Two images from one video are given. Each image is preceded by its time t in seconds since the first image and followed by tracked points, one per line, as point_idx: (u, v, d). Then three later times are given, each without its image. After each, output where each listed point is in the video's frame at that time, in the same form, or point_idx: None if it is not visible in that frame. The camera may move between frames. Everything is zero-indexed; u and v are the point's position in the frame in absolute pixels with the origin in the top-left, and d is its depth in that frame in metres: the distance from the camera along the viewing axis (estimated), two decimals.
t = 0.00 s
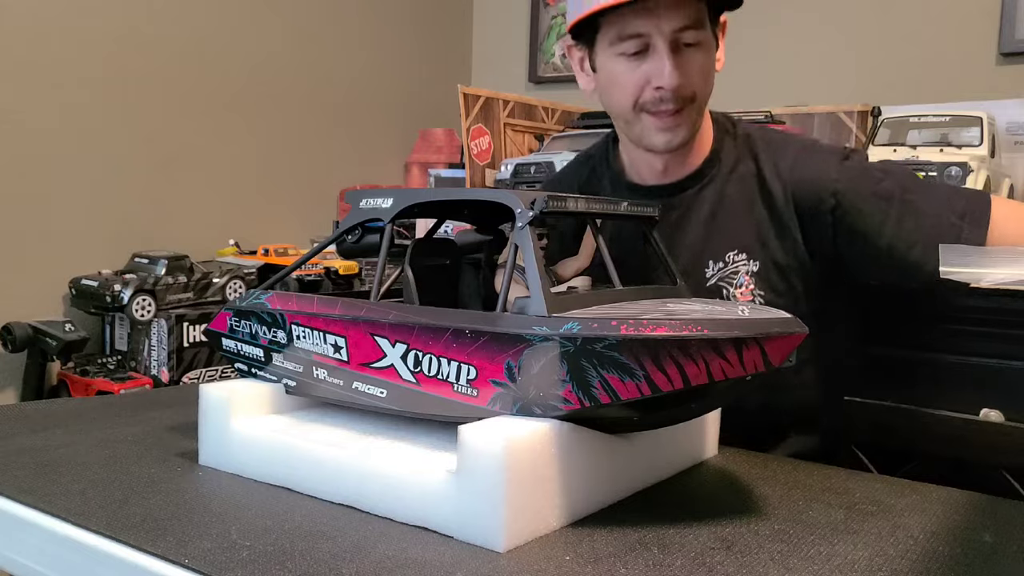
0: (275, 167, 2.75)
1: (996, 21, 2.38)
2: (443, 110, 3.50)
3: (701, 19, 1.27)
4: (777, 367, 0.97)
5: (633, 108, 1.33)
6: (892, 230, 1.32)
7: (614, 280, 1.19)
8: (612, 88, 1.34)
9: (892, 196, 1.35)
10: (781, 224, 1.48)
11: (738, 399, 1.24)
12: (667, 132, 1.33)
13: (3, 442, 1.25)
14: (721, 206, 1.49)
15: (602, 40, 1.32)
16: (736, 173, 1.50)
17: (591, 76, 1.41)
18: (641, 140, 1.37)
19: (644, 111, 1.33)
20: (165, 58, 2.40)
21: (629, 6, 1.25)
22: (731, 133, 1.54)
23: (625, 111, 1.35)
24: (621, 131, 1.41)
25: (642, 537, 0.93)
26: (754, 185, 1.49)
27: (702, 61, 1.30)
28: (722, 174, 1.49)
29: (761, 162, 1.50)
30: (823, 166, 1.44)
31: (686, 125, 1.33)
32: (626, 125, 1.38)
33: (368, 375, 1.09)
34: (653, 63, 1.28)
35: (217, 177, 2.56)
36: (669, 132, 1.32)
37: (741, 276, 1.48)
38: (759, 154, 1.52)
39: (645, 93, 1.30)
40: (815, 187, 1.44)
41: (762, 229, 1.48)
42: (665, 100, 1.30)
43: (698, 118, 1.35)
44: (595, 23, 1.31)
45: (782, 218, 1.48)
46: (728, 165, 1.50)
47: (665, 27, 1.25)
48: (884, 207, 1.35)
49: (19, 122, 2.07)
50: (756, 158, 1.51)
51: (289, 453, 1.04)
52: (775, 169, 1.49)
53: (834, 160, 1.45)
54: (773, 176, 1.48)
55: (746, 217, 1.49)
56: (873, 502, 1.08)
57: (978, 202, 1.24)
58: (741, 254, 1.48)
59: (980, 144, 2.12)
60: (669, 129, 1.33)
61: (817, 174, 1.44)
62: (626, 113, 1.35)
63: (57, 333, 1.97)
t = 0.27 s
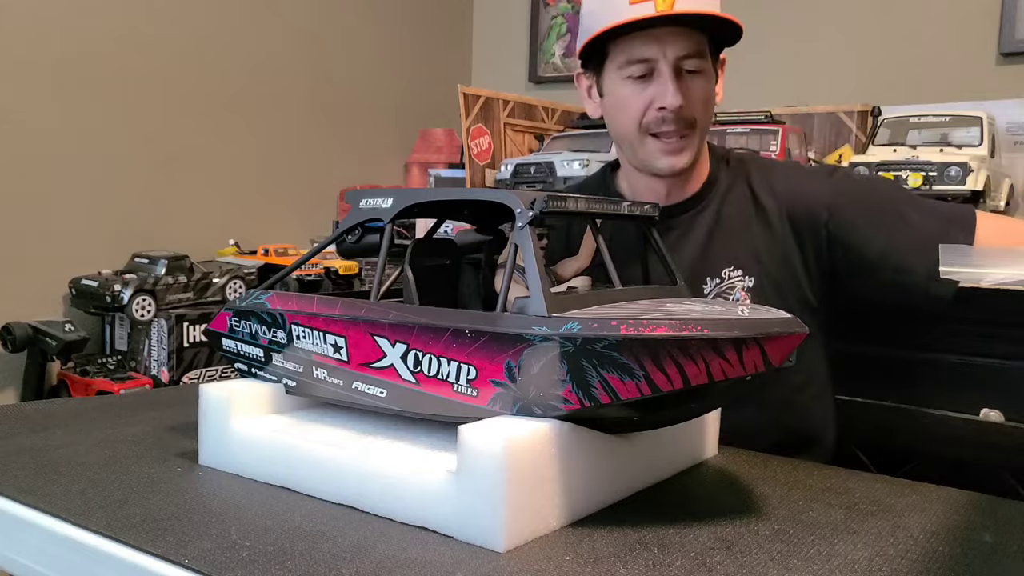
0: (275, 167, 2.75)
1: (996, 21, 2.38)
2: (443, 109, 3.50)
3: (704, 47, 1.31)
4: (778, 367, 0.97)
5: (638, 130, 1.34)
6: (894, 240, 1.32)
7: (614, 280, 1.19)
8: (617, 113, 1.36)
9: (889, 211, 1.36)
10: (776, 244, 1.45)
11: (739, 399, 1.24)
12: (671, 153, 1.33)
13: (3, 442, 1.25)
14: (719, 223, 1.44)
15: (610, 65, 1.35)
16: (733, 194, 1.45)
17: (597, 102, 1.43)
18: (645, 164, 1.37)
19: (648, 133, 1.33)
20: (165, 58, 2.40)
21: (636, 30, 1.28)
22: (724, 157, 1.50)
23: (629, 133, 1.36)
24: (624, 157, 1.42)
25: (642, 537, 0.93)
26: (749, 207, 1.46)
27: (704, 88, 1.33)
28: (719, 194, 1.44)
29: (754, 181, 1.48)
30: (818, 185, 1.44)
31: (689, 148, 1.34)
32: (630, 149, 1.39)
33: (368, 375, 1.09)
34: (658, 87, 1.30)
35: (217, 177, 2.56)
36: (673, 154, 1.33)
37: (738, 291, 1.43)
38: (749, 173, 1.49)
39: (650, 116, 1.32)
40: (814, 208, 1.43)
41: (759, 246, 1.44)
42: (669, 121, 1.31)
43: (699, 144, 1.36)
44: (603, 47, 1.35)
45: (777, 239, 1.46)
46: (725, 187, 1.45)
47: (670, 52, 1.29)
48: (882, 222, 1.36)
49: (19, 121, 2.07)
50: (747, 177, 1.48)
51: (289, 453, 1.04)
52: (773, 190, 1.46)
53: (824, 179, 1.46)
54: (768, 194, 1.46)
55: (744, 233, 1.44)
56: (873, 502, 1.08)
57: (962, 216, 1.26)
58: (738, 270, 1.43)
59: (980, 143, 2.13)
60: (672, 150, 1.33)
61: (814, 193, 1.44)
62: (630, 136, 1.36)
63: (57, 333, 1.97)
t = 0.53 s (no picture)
0: (274, 167, 2.75)
1: (996, 21, 2.38)
2: (442, 109, 3.50)
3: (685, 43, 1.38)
4: (777, 367, 0.97)
5: (622, 120, 1.40)
6: (876, 239, 1.31)
7: (614, 280, 1.19)
8: (603, 105, 1.41)
9: (869, 208, 1.35)
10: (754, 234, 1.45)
11: (738, 399, 1.24)
12: (653, 140, 1.38)
13: (3, 442, 1.25)
14: (700, 216, 1.46)
15: (598, 60, 1.42)
16: (710, 186, 1.48)
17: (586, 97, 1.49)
18: (629, 154, 1.42)
19: (632, 122, 1.39)
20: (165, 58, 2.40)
21: (621, 24, 1.36)
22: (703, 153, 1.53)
23: (614, 123, 1.41)
24: (610, 149, 1.47)
25: (642, 537, 0.93)
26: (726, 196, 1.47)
27: (685, 81, 1.39)
28: (698, 185, 1.47)
29: (730, 175, 1.49)
30: (797, 178, 1.43)
31: (670, 137, 1.39)
32: (615, 140, 1.44)
33: (368, 375, 1.09)
34: (642, 77, 1.36)
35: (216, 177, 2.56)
36: (655, 142, 1.38)
37: (720, 279, 1.43)
38: (727, 168, 1.50)
39: (633, 105, 1.37)
40: (790, 202, 1.42)
41: (739, 235, 1.44)
42: (651, 110, 1.36)
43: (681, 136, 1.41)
44: (591, 42, 1.42)
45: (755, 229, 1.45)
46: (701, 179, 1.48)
47: (653, 45, 1.35)
48: (861, 218, 1.35)
49: (18, 122, 2.07)
50: (724, 172, 1.50)
51: (289, 453, 1.04)
52: (749, 183, 1.46)
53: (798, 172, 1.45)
54: (745, 188, 1.46)
55: (723, 224, 1.45)
56: (873, 502, 1.07)
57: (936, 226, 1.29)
58: (719, 259, 1.43)
59: (979, 143, 2.13)
60: (654, 138, 1.38)
61: (794, 186, 1.42)
62: (615, 126, 1.41)
63: (57, 333, 1.97)
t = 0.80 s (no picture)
0: (274, 168, 2.75)
1: (996, 21, 2.38)
2: (443, 110, 3.50)
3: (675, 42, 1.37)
4: (777, 367, 0.97)
5: (612, 117, 1.38)
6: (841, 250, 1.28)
7: (614, 280, 1.18)
8: (593, 101, 1.40)
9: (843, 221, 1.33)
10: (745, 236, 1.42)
11: (738, 399, 1.24)
12: (643, 139, 1.37)
13: (3, 441, 1.25)
14: (690, 216, 1.44)
15: (587, 59, 1.41)
16: (702, 190, 1.46)
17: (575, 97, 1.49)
18: (618, 151, 1.41)
19: (621, 120, 1.38)
20: (165, 58, 2.40)
21: (610, 23, 1.36)
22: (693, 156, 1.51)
23: (603, 121, 1.40)
24: (600, 147, 1.46)
25: (642, 537, 0.93)
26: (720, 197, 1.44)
27: (674, 80, 1.38)
28: (687, 187, 1.45)
29: (721, 179, 1.47)
30: (779, 181, 1.41)
31: (660, 135, 1.37)
32: (605, 138, 1.43)
33: (368, 375, 1.09)
34: (631, 75, 1.35)
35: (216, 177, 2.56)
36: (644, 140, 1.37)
37: (710, 280, 1.40)
38: (717, 172, 1.48)
39: (622, 102, 1.36)
40: (775, 204, 1.39)
41: (729, 236, 1.41)
42: (641, 108, 1.35)
43: (671, 135, 1.40)
44: (580, 42, 1.42)
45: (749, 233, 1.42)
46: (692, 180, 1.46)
47: (642, 43, 1.35)
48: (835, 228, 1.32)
49: (19, 122, 2.07)
50: (715, 175, 1.48)
51: (289, 453, 1.04)
52: (739, 185, 1.44)
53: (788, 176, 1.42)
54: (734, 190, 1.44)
55: (711, 225, 1.42)
56: (873, 502, 1.07)
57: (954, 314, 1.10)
58: (710, 260, 1.41)
59: (979, 143, 2.14)
60: (643, 136, 1.37)
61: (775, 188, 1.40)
62: (605, 124, 1.40)
63: (57, 333, 1.97)
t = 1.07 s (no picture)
0: (274, 167, 2.75)
1: (996, 21, 2.38)
2: (442, 109, 3.50)
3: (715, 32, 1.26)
4: (777, 367, 0.97)
5: (639, 115, 1.29)
6: (840, 269, 1.21)
7: (614, 280, 1.19)
8: (621, 96, 1.31)
9: (853, 241, 1.25)
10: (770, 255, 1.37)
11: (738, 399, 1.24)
12: (671, 139, 1.29)
13: (3, 442, 1.25)
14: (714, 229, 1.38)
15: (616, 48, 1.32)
16: (728, 205, 1.38)
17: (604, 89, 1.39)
18: (646, 150, 1.32)
19: (650, 118, 1.29)
20: (165, 58, 2.40)
21: (642, 10, 1.25)
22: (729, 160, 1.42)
23: (630, 118, 1.31)
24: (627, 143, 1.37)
25: (642, 537, 0.93)
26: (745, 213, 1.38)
27: (712, 75, 1.28)
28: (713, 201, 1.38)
29: (747, 193, 1.39)
30: (802, 202, 1.34)
31: (690, 135, 1.29)
32: (632, 135, 1.34)
33: (367, 375, 1.09)
34: (662, 69, 1.26)
35: (216, 177, 2.56)
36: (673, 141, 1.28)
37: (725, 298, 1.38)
38: (743, 183, 1.40)
39: (651, 99, 1.27)
40: (797, 226, 1.33)
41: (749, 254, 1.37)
42: (671, 106, 1.26)
43: (704, 135, 1.31)
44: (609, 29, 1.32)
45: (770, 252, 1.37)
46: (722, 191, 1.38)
47: (677, 35, 1.25)
48: (845, 249, 1.25)
49: (20, 122, 2.07)
50: (743, 187, 1.39)
51: (289, 453, 1.04)
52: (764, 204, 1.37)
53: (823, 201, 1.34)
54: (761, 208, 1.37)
55: (730, 242, 1.38)
56: (873, 502, 1.07)
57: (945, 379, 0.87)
58: (728, 277, 1.37)
59: (980, 143, 2.14)
60: (672, 136, 1.28)
61: (794, 208, 1.34)
62: (633, 121, 1.31)
63: (57, 333, 1.97)
